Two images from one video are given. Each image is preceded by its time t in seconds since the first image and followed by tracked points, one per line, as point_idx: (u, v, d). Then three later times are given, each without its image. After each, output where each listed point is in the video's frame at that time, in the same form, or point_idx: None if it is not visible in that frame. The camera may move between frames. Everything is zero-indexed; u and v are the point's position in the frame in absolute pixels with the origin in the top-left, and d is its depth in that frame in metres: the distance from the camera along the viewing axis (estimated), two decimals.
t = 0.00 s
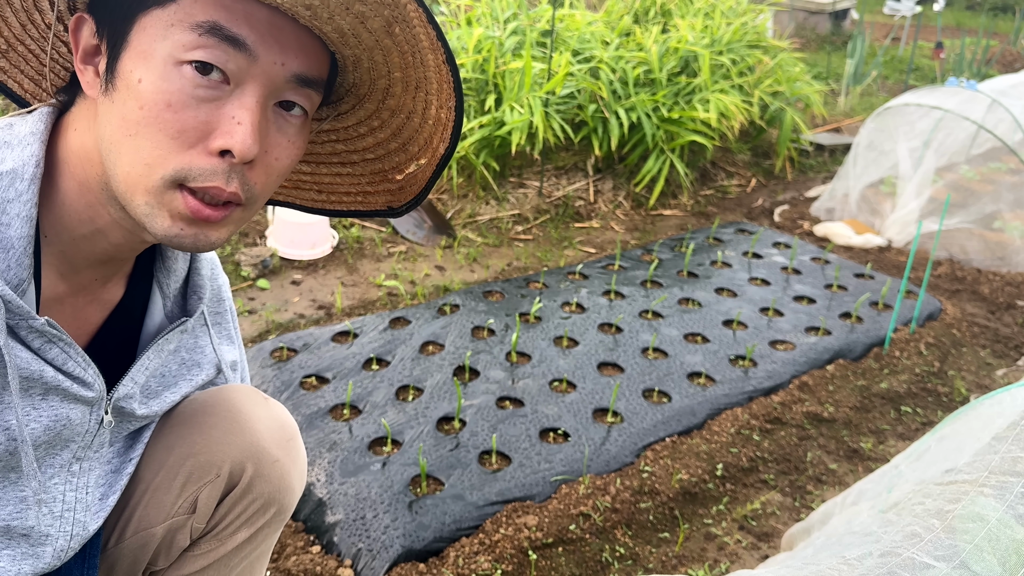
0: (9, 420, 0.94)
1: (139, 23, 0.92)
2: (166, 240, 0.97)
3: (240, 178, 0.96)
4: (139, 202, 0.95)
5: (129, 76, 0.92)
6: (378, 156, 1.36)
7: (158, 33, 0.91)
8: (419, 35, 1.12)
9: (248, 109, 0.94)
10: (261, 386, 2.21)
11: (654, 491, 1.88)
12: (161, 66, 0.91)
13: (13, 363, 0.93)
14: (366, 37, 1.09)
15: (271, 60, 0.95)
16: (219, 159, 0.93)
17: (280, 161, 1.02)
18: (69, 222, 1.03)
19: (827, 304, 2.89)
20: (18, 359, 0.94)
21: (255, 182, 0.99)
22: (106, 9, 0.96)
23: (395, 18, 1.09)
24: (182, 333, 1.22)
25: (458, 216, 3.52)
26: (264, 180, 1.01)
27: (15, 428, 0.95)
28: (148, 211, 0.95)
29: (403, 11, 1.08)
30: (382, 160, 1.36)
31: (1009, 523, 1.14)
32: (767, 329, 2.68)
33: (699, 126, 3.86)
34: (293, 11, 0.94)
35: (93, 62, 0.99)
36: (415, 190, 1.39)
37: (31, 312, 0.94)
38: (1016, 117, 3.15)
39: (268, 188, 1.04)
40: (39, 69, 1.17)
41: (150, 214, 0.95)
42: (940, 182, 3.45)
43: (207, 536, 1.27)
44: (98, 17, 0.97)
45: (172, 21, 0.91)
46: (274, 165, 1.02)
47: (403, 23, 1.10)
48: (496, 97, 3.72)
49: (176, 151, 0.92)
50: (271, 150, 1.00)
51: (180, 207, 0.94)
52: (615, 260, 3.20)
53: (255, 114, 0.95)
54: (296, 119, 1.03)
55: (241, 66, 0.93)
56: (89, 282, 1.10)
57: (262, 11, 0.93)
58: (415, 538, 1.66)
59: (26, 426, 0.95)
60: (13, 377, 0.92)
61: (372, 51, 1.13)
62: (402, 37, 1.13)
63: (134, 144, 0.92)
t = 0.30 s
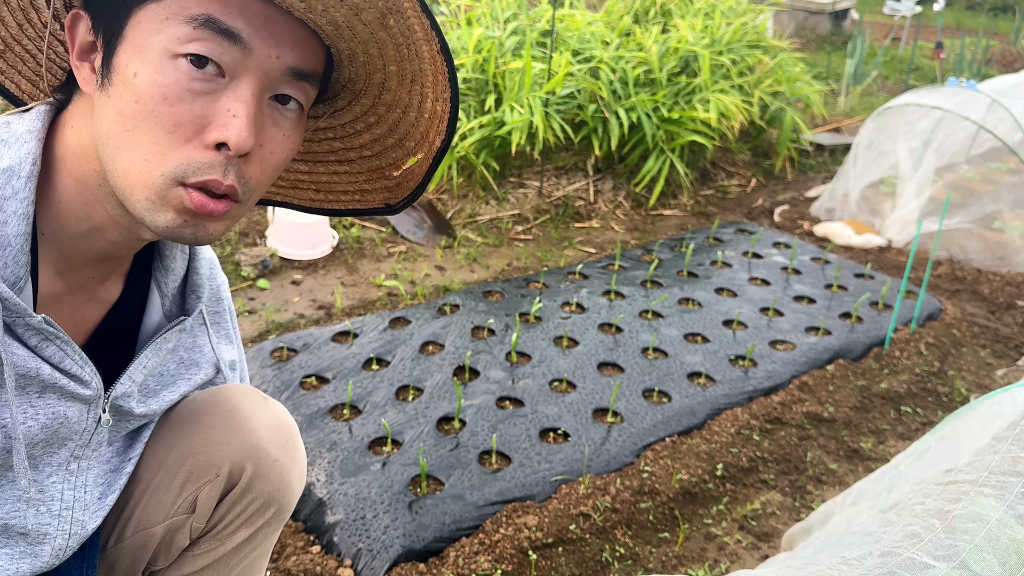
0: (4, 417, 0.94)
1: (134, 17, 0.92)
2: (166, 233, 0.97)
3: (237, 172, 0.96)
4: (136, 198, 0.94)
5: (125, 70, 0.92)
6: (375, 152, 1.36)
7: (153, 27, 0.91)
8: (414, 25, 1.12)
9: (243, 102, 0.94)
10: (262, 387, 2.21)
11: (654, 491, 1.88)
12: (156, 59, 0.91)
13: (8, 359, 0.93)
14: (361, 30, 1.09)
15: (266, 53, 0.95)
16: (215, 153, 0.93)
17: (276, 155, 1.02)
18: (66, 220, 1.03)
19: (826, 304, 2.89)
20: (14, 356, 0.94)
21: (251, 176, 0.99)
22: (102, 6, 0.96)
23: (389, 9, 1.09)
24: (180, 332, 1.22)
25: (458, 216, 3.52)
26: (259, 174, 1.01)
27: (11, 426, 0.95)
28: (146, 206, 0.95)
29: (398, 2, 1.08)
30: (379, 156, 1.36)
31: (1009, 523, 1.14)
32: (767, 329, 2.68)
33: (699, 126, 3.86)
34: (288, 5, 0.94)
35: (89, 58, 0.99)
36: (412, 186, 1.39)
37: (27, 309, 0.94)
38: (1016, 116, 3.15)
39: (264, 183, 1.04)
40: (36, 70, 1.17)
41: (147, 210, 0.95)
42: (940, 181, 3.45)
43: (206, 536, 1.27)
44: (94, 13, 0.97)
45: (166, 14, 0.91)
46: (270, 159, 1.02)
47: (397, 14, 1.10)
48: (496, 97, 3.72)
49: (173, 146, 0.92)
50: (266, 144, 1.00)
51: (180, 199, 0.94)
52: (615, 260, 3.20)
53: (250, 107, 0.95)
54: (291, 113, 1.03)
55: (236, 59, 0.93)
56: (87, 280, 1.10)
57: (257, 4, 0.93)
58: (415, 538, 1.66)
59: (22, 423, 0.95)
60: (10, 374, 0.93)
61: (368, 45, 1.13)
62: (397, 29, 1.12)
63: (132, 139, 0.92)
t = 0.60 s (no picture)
0: (5, 416, 0.94)
1: (138, 16, 0.92)
2: (168, 231, 0.97)
3: (241, 169, 0.96)
4: (140, 196, 0.94)
5: (129, 69, 0.92)
6: (376, 152, 1.36)
7: (157, 26, 0.91)
8: (417, 25, 1.12)
9: (247, 101, 0.94)
10: (261, 387, 2.21)
11: (654, 491, 1.88)
12: (160, 58, 0.91)
13: (9, 358, 0.93)
14: (364, 28, 1.09)
15: (270, 52, 0.95)
16: (219, 151, 0.93)
17: (280, 153, 1.02)
18: (68, 219, 1.03)
19: (827, 304, 2.89)
20: (15, 355, 0.94)
21: (255, 174, 0.99)
22: (107, 5, 0.95)
23: (392, 8, 1.09)
24: (180, 331, 1.22)
25: (458, 216, 3.52)
26: (263, 173, 1.01)
27: (11, 424, 0.95)
28: (149, 203, 0.95)
29: (401, 1, 1.08)
30: (379, 156, 1.36)
31: (1009, 523, 1.14)
32: (767, 329, 2.68)
33: (699, 126, 3.86)
34: (292, 5, 0.94)
35: (92, 58, 0.99)
36: (412, 185, 1.38)
37: (28, 307, 0.94)
38: (1017, 116, 3.14)
39: (267, 181, 1.04)
40: (37, 71, 1.17)
41: (151, 208, 0.95)
42: (940, 182, 3.45)
43: (207, 535, 1.27)
44: (98, 13, 0.97)
45: (171, 14, 0.91)
46: (274, 157, 1.02)
47: (400, 13, 1.10)
48: (496, 97, 3.72)
49: (177, 144, 0.92)
50: (270, 142, 1.00)
51: (184, 197, 0.94)
52: (615, 260, 3.20)
53: (255, 106, 0.95)
54: (294, 111, 1.03)
55: (241, 58, 0.93)
56: (87, 279, 1.10)
57: (261, 3, 0.93)
58: (415, 538, 1.66)
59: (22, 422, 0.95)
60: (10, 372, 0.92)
61: (370, 44, 1.13)
62: (399, 28, 1.13)
63: (135, 137, 0.92)
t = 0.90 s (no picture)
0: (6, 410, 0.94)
1: (154, 23, 0.92)
2: (170, 233, 0.97)
3: (249, 177, 0.96)
4: (145, 196, 0.95)
5: (143, 74, 0.92)
6: (377, 163, 1.36)
7: (174, 33, 0.91)
8: (427, 45, 1.13)
9: (259, 111, 0.94)
10: (261, 386, 2.21)
11: (654, 491, 1.88)
12: (175, 65, 0.91)
13: (11, 351, 0.93)
14: (375, 45, 1.09)
15: (283, 65, 0.95)
16: (229, 158, 0.93)
17: (288, 162, 1.02)
18: (70, 216, 1.04)
19: (827, 305, 2.89)
20: (17, 348, 0.94)
21: (263, 182, 0.99)
22: (119, 8, 0.95)
23: (405, 27, 1.09)
24: (175, 328, 1.22)
25: (458, 216, 3.52)
26: (270, 181, 1.01)
27: (13, 418, 0.95)
28: (154, 203, 0.95)
29: (413, 21, 1.08)
30: (380, 166, 1.37)
31: (1009, 523, 1.14)
32: (767, 329, 2.69)
33: (699, 126, 3.86)
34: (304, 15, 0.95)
35: (105, 61, 0.99)
36: (413, 197, 1.39)
37: (31, 300, 0.94)
38: (1017, 117, 3.15)
39: (274, 188, 1.04)
40: (46, 69, 1.17)
41: (157, 208, 0.95)
42: (940, 182, 3.45)
43: (205, 535, 1.27)
44: (113, 16, 0.97)
45: (188, 23, 0.91)
46: (282, 166, 1.02)
47: (411, 33, 1.10)
48: (496, 97, 3.72)
49: (187, 148, 0.92)
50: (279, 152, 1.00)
51: (184, 202, 0.94)
52: (615, 260, 3.20)
53: (267, 116, 0.95)
54: (303, 122, 1.03)
55: (255, 70, 0.93)
56: (87, 275, 1.11)
57: (276, 16, 0.93)
58: (415, 538, 1.66)
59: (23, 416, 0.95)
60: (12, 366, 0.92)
61: (380, 60, 1.13)
62: (409, 47, 1.13)
63: (145, 139, 0.92)
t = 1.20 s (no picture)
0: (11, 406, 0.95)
1: (152, 19, 0.92)
2: (163, 229, 0.97)
3: (243, 173, 0.96)
4: (140, 191, 0.95)
5: (141, 69, 0.92)
6: (380, 161, 1.36)
7: (171, 29, 0.91)
8: (423, 42, 1.12)
9: (254, 107, 0.94)
10: (262, 386, 2.21)
11: (654, 491, 1.88)
12: (172, 61, 0.91)
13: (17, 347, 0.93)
14: (372, 43, 1.09)
15: (279, 62, 0.95)
16: (224, 154, 0.93)
17: (285, 159, 1.02)
18: (73, 212, 1.04)
19: (827, 305, 2.89)
20: (22, 344, 0.94)
21: (258, 178, 0.99)
22: (119, 5, 0.96)
23: (401, 23, 1.09)
24: (178, 326, 1.22)
25: (458, 216, 3.53)
26: (266, 177, 1.01)
27: (19, 414, 0.96)
28: (149, 200, 0.95)
29: (408, 18, 1.08)
30: (382, 165, 1.37)
31: (1009, 523, 1.14)
32: (767, 329, 2.68)
33: (699, 126, 3.86)
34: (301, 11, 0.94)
35: (106, 57, 0.99)
36: (415, 194, 1.38)
37: (37, 297, 0.94)
38: (1016, 117, 3.14)
39: (271, 185, 1.04)
40: (54, 66, 1.17)
41: (151, 204, 0.95)
42: (940, 182, 3.45)
43: (207, 532, 1.27)
44: (112, 12, 0.97)
45: (185, 19, 0.91)
46: (278, 162, 1.02)
47: (407, 30, 1.10)
48: (496, 97, 3.72)
49: (182, 144, 0.92)
50: (275, 149, 1.00)
51: (177, 198, 0.94)
52: (615, 260, 3.20)
53: (262, 113, 0.95)
54: (300, 119, 1.03)
55: (250, 66, 0.93)
56: (90, 274, 1.11)
57: (272, 13, 0.93)
58: (415, 538, 1.66)
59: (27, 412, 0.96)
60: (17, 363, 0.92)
61: (378, 58, 1.13)
62: (406, 44, 1.13)
63: (141, 134, 0.92)
